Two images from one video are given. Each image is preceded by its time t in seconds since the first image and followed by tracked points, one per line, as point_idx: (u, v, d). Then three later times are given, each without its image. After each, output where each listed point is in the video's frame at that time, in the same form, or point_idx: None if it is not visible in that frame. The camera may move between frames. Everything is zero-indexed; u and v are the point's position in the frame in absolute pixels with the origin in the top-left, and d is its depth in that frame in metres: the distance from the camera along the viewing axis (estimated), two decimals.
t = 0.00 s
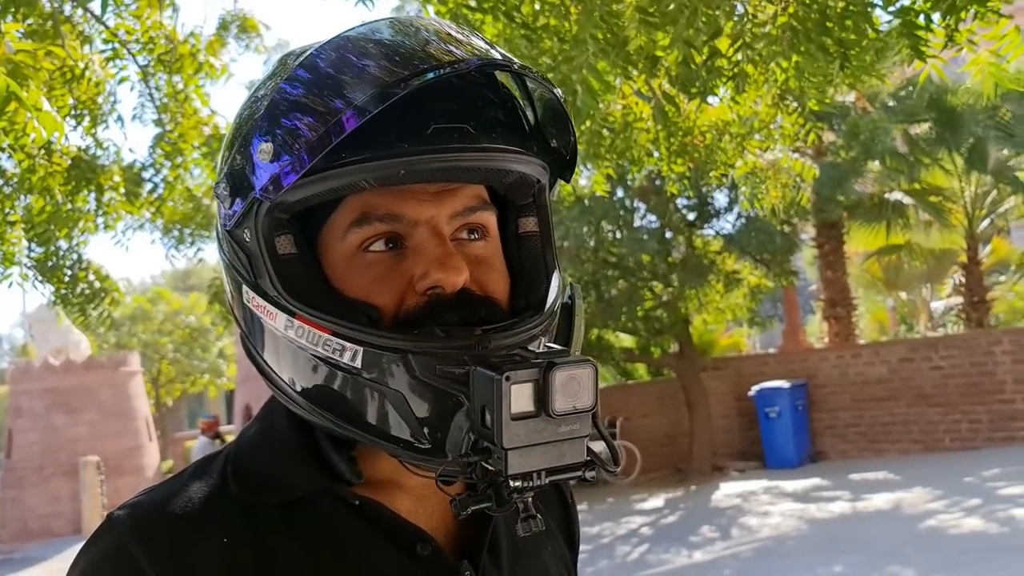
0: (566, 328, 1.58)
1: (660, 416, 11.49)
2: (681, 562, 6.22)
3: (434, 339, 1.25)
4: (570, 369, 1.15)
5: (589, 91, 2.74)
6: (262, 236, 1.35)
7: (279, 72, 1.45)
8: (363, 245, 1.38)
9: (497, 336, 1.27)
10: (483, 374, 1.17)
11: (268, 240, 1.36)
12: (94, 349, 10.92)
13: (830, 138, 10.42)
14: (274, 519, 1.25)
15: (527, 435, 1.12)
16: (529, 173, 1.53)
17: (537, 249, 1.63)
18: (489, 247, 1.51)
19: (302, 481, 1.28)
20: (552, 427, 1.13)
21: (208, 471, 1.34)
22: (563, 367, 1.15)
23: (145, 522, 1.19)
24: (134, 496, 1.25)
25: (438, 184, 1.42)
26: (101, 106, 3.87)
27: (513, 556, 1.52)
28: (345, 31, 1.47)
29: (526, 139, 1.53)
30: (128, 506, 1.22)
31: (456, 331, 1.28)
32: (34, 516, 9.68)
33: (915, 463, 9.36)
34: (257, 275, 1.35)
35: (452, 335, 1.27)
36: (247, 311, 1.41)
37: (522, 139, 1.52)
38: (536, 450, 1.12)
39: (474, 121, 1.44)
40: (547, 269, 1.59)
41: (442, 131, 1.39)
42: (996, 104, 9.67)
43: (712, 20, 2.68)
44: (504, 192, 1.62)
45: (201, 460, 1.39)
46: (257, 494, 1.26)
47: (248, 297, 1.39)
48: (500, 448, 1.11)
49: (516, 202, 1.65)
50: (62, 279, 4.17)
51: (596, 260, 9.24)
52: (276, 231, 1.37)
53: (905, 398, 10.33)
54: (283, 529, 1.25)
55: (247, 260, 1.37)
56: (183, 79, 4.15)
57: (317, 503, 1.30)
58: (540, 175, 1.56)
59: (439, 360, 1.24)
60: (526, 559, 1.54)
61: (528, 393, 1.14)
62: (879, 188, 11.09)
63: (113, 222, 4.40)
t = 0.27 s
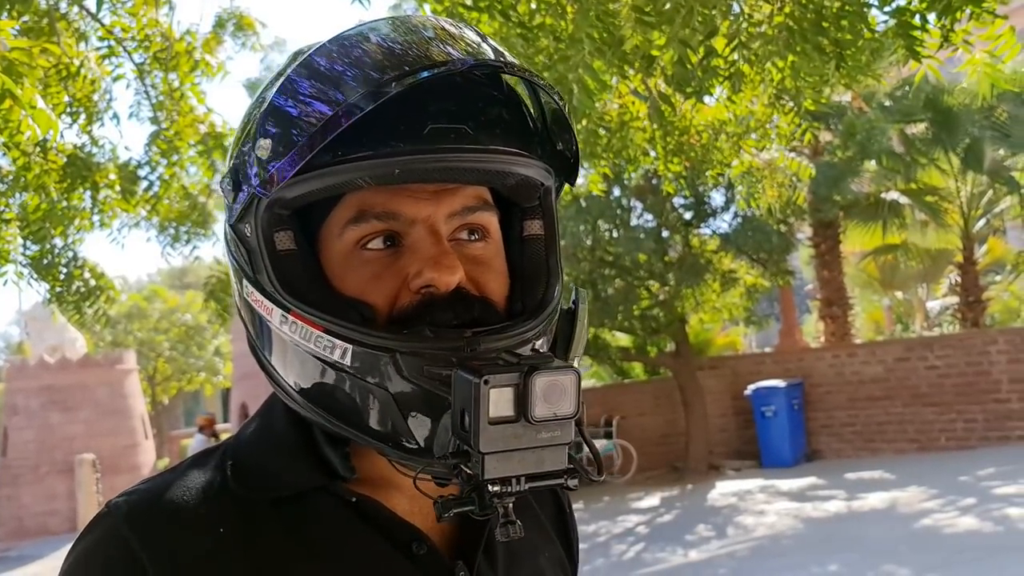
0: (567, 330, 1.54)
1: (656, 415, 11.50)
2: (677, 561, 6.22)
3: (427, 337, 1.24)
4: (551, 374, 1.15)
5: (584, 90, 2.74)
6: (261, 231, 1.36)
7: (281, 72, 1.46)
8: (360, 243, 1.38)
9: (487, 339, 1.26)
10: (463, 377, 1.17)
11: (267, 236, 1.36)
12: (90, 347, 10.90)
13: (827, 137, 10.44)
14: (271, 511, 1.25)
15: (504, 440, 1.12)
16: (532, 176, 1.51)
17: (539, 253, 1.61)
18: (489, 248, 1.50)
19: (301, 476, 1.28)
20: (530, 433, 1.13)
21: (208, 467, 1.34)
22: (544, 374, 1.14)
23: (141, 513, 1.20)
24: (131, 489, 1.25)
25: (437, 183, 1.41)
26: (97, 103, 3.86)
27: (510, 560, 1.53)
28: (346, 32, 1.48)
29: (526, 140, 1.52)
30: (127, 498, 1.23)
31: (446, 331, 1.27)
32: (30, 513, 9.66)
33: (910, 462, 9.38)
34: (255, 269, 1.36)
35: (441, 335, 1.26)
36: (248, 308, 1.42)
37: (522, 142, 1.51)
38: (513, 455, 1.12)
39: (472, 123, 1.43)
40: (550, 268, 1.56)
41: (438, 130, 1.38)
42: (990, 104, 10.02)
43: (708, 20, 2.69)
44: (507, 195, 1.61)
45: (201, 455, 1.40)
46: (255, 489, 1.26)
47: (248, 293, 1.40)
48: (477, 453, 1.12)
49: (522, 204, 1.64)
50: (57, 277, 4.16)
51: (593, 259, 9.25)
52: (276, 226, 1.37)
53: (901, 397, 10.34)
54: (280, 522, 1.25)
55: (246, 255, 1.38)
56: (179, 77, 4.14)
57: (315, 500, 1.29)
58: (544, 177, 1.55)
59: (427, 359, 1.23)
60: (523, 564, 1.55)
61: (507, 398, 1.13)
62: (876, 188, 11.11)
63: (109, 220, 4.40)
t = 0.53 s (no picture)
0: (571, 343, 1.52)
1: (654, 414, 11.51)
2: (674, 560, 6.22)
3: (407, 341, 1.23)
4: (519, 384, 1.16)
5: (582, 90, 2.74)
6: (268, 224, 1.36)
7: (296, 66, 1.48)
8: (361, 241, 1.38)
9: (473, 345, 1.24)
10: (432, 382, 1.18)
11: (273, 229, 1.37)
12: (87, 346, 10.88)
13: (825, 137, 10.46)
14: (274, 510, 1.26)
15: (469, 446, 1.13)
16: (539, 184, 1.49)
17: (551, 260, 1.57)
18: (493, 252, 1.47)
19: (304, 473, 1.28)
20: (496, 440, 1.14)
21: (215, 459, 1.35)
22: (510, 381, 1.16)
23: (149, 506, 1.21)
24: (137, 478, 1.27)
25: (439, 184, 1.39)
26: (95, 101, 3.86)
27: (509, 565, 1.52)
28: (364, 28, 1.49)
29: (535, 148, 1.51)
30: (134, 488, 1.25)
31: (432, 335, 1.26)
32: (27, 512, 9.64)
33: (907, 462, 9.39)
34: (261, 262, 1.37)
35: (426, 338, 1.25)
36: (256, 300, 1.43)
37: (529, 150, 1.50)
38: (476, 462, 1.13)
39: (474, 127, 1.43)
40: (556, 281, 1.51)
41: (436, 133, 1.38)
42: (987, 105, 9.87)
43: (705, 20, 2.69)
44: (517, 202, 1.57)
45: (212, 446, 1.41)
46: (257, 486, 1.27)
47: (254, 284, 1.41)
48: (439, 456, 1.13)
49: (536, 212, 1.60)
50: (55, 275, 4.16)
51: (591, 258, 9.24)
52: (283, 221, 1.38)
53: (899, 397, 10.36)
54: (285, 520, 1.25)
55: (255, 247, 1.39)
56: (177, 75, 4.14)
57: (317, 499, 1.29)
58: (554, 187, 1.51)
59: (411, 360, 1.22)
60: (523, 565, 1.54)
61: (474, 405, 1.15)
62: (874, 187, 11.11)
63: (107, 218, 4.39)
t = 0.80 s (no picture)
0: (579, 358, 1.54)
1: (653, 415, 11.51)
2: (673, 561, 6.22)
3: (395, 361, 1.26)
4: (506, 422, 1.14)
5: (582, 91, 2.74)
6: (267, 227, 1.38)
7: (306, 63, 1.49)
8: (361, 250, 1.41)
9: (465, 368, 1.26)
10: (418, 414, 1.18)
11: (273, 233, 1.38)
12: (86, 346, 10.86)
13: (825, 137, 10.45)
14: (271, 514, 1.26)
15: (449, 483, 1.13)
16: (547, 196, 1.48)
17: (561, 271, 1.57)
18: (498, 263, 1.49)
19: (304, 478, 1.29)
20: (479, 478, 1.13)
21: (219, 460, 1.37)
22: (496, 420, 1.13)
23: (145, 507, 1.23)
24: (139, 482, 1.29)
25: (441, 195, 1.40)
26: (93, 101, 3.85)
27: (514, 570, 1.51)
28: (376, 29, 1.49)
29: (543, 159, 1.49)
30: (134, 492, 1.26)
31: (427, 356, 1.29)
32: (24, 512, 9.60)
33: (907, 463, 9.39)
34: (260, 266, 1.39)
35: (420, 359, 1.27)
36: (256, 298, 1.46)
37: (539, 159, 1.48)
38: (459, 499, 1.13)
39: (477, 138, 1.41)
40: (567, 287, 1.53)
41: (436, 143, 1.37)
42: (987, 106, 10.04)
43: (706, 20, 2.68)
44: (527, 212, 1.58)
45: (216, 446, 1.43)
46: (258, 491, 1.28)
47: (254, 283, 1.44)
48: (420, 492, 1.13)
49: (548, 219, 1.59)
50: (53, 275, 4.15)
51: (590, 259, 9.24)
52: (283, 225, 1.39)
53: (898, 397, 10.35)
54: (281, 523, 1.26)
55: (254, 248, 1.41)
56: (175, 75, 4.13)
57: (318, 504, 1.30)
58: (563, 197, 1.50)
59: (401, 381, 1.24)
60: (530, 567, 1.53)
61: (458, 441, 1.14)
62: (873, 187, 11.11)
63: (105, 218, 4.38)
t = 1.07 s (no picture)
0: (577, 364, 1.54)
1: (652, 415, 11.50)
2: (672, 562, 6.21)
3: (392, 382, 1.24)
4: (495, 451, 1.11)
5: (581, 92, 2.73)
6: (257, 240, 1.36)
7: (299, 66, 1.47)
8: (352, 261, 1.37)
9: (458, 387, 1.25)
10: (405, 441, 1.14)
11: (263, 246, 1.36)
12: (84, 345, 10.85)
13: (824, 137, 10.45)
14: (270, 529, 1.24)
15: (440, 512, 1.10)
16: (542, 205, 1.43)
17: (558, 274, 1.54)
18: (493, 271, 1.45)
19: (300, 491, 1.28)
20: (470, 507, 1.10)
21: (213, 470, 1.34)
22: (487, 449, 1.11)
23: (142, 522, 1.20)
24: (131, 497, 1.26)
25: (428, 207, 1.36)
26: (91, 101, 3.84)
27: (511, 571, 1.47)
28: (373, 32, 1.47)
29: (538, 169, 1.45)
30: (128, 507, 1.24)
31: (417, 372, 1.27)
32: (23, 512, 9.58)
33: (906, 463, 9.38)
34: (250, 278, 1.37)
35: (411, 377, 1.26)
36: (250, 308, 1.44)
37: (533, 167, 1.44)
38: (449, 529, 1.10)
39: (466, 147, 1.35)
40: (563, 298, 1.49)
41: (423, 156, 1.31)
42: (987, 106, 10.04)
43: (705, 20, 2.68)
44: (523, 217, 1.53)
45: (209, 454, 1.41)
46: (253, 505, 1.25)
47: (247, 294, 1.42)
48: (408, 522, 1.10)
49: (545, 220, 1.55)
50: (51, 275, 4.14)
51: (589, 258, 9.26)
52: (274, 237, 1.37)
53: (898, 397, 10.35)
54: (281, 538, 1.24)
55: (245, 260, 1.39)
56: (173, 75, 4.13)
57: (315, 515, 1.28)
58: (559, 203, 1.46)
59: (393, 402, 1.24)
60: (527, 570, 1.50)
61: (447, 469, 1.10)
62: (872, 187, 11.11)
63: (103, 218, 4.38)
